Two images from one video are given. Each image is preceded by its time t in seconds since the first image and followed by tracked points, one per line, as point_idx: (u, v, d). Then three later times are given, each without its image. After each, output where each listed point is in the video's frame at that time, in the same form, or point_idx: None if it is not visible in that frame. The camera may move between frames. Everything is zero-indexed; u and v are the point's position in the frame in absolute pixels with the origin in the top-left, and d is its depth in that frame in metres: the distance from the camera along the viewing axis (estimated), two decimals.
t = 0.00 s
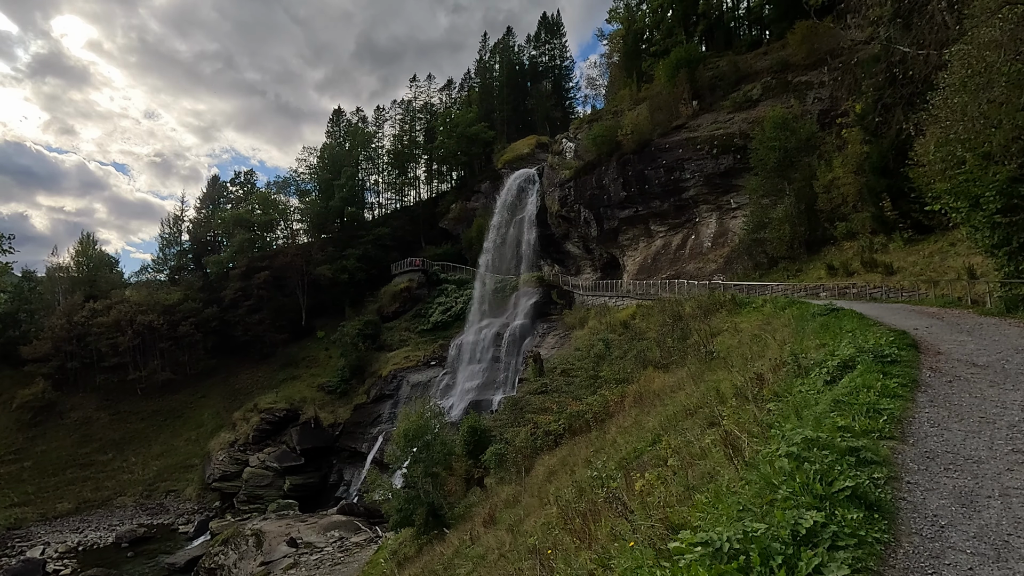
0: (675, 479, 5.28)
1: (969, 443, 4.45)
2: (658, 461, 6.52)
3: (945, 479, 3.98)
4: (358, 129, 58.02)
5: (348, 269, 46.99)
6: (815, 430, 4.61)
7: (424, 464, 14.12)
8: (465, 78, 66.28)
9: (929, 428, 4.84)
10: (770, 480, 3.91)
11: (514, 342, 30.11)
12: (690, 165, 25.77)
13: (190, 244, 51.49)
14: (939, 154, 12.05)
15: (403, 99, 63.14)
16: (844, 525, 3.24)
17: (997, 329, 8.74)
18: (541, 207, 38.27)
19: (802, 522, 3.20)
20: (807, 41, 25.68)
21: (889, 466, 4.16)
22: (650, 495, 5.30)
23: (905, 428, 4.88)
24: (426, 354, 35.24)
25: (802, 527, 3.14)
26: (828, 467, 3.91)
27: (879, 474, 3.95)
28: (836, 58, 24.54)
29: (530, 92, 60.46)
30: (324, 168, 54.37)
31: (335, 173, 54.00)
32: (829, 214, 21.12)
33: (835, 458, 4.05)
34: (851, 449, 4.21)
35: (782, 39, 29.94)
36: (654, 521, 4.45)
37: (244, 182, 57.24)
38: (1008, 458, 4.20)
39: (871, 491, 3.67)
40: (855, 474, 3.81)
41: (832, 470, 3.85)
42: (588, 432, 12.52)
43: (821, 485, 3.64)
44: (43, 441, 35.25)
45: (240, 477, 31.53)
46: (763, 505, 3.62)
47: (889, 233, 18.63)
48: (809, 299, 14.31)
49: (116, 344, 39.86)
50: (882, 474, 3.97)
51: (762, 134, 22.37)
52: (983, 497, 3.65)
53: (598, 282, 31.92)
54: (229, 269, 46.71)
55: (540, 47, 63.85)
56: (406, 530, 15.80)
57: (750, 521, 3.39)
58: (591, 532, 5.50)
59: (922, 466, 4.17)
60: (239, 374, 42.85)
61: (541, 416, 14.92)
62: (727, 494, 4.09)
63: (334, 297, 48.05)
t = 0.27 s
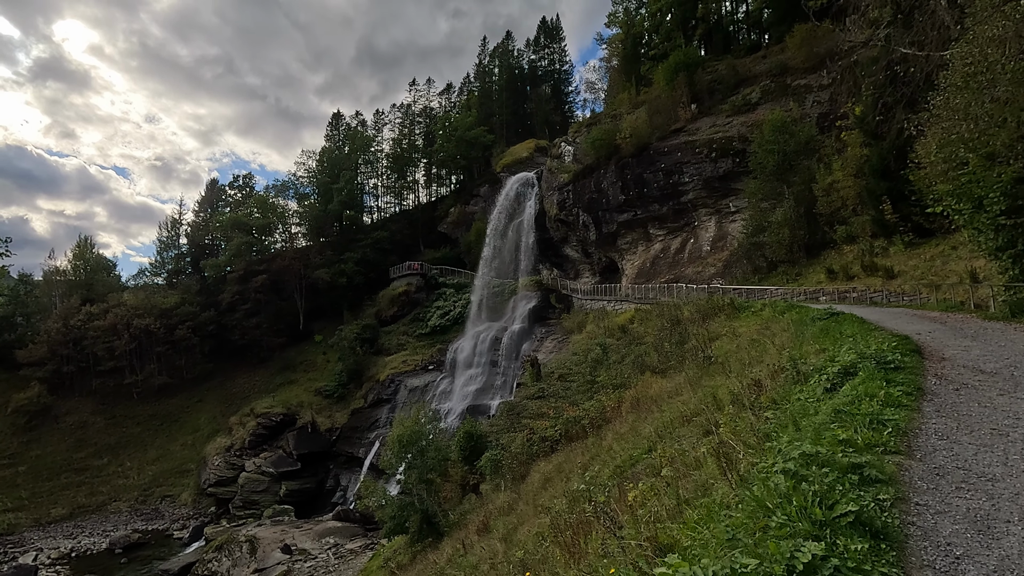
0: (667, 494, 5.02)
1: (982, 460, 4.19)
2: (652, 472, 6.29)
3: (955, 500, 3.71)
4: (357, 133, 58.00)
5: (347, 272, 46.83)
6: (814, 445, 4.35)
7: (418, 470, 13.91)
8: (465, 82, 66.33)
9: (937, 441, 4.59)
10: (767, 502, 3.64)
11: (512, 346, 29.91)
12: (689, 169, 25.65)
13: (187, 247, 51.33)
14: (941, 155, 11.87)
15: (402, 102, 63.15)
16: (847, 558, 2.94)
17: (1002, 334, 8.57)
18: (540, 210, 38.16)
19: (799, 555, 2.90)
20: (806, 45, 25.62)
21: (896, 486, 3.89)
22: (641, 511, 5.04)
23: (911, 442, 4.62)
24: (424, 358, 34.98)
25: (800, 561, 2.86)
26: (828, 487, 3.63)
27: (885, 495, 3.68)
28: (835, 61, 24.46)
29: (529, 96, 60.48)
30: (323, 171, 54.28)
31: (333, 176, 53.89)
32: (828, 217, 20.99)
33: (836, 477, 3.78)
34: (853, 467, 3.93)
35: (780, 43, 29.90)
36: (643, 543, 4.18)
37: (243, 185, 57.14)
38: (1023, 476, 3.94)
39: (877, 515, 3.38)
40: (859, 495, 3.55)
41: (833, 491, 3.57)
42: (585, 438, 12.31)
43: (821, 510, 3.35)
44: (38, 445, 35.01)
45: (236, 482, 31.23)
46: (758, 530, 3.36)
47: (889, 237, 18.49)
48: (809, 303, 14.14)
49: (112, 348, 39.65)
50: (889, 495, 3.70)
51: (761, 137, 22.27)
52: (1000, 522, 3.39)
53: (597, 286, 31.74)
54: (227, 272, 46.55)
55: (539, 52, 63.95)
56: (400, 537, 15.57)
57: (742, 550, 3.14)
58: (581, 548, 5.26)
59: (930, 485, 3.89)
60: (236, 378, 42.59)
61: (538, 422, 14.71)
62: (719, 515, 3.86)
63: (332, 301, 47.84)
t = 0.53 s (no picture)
0: (657, 515, 4.80)
1: (994, 490, 3.70)
2: (645, 485, 6.10)
3: (969, 540, 3.17)
4: (355, 135, 57.91)
5: (344, 275, 46.66)
6: (809, 471, 3.87)
7: (412, 476, 13.73)
8: (463, 84, 66.28)
9: (944, 467, 4.10)
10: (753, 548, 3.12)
11: (510, 350, 29.68)
12: (687, 171, 25.50)
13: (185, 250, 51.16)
14: (943, 156, 11.71)
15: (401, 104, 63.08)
16: None
17: (1004, 341, 8.42)
18: (538, 212, 38.02)
19: None
20: (805, 46, 25.51)
21: (903, 522, 3.35)
22: (629, 532, 4.87)
23: (915, 467, 4.13)
24: (421, 361, 34.71)
25: None
26: (826, 530, 3.09)
27: (889, 536, 3.14)
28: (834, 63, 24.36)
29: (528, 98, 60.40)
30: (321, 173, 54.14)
31: (331, 178, 53.75)
32: (827, 220, 20.84)
33: (834, 515, 3.21)
34: (855, 497, 3.40)
35: (779, 45, 29.81)
36: (627, 575, 3.96)
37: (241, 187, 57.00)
38: None
39: (881, 564, 2.84)
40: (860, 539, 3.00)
41: (831, 534, 3.03)
42: (581, 444, 12.13)
43: (816, 558, 2.87)
44: (32, 448, 34.80)
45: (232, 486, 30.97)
46: None
47: (888, 240, 18.33)
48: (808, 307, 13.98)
49: (108, 351, 39.44)
50: (894, 534, 3.16)
51: (760, 139, 22.15)
52: None
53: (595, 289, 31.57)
54: (224, 275, 46.38)
55: (538, 54, 63.95)
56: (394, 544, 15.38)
57: None
58: (568, 568, 5.06)
59: (940, 521, 3.36)
60: (232, 381, 42.37)
61: (534, 427, 14.53)
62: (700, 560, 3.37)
63: (330, 303, 47.63)
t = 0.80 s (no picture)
0: (644, 524, 4.70)
1: (993, 505, 3.51)
2: (636, 490, 6.00)
3: (964, 563, 2.97)
4: (354, 135, 57.79)
5: (342, 275, 46.54)
6: (796, 486, 3.70)
7: (405, 478, 13.62)
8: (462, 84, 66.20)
9: (940, 479, 3.92)
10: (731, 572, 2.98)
11: (507, 351, 29.56)
12: (684, 171, 25.40)
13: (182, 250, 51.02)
14: (941, 154, 11.60)
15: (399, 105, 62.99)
16: None
17: (1003, 343, 8.31)
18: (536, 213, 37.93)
19: None
20: (803, 46, 25.42)
21: (894, 543, 3.16)
22: (616, 542, 4.77)
23: (911, 480, 3.95)
24: (419, 362, 34.52)
25: None
26: (809, 554, 2.95)
27: (879, 559, 2.96)
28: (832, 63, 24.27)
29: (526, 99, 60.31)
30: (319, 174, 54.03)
31: (329, 178, 53.64)
32: (825, 221, 20.74)
33: (819, 539, 3.05)
34: (842, 515, 3.23)
35: (777, 45, 29.73)
36: None
37: (238, 188, 56.85)
38: None
39: None
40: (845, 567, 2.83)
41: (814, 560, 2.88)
42: (575, 447, 11.99)
43: None
44: (28, 450, 34.67)
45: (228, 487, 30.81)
46: None
47: (887, 240, 18.22)
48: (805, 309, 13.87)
49: (104, 351, 39.29)
50: (885, 558, 2.98)
51: (757, 139, 22.06)
52: None
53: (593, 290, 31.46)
54: (221, 275, 46.26)
55: (536, 54, 63.89)
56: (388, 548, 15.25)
57: None
58: None
59: (935, 541, 3.17)
60: (229, 382, 42.21)
61: (528, 429, 14.39)
62: None
63: (327, 304, 47.47)
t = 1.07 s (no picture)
0: (623, 546, 4.51)
1: (990, 543, 3.27)
2: (621, 505, 5.84)
3: None
4: (350, 136, 57.61)
5: (337, 277, 46.33)
6: (778, 518, 3.48)
7: (396, 483, 13.45)
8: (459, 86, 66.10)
9: (934, 511, 3.68)
10: None
11: (502, 353, 29.38)
12: (680, 173, 25.31)
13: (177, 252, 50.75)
14: (937, 157, 11.48)
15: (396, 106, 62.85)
16: None
17: (999, 350, 8.17)
18: (532, 214, 37.79)
19: None
20: (799, 48, 25.35)
21: None
22: (595, 564, 4.59)
23: (902, 512, 3.71)
24: (414, 364, 34.29)
25: None
26: None
27: None
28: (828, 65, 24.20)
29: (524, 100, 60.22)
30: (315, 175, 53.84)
31: (325, 179, 53.44)
32: (821, 223, 20.65)
33: None
34: (825, 556, 3.00)
35: (773, 46, 29.68)
36: None
37: (234, 189, 56.62)
38: None
39: None
40: None
41: None
42: (568, 452, 11.82)
43: None
44: (19, 453, 34.38)
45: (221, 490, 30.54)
46: None
47: (883, 243, 18.10)
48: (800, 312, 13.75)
49: (97, 353, 39.00)
50: None
51: (754, 140, 21.96)
52: None
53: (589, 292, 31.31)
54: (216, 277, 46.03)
55: (533, 56, 63.86)
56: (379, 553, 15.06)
57: None
58: None
59: None
60: (223, 384, 41.95)
61: (521, 433, 14.22)
62: None
63: (323, 306, 47.22)
